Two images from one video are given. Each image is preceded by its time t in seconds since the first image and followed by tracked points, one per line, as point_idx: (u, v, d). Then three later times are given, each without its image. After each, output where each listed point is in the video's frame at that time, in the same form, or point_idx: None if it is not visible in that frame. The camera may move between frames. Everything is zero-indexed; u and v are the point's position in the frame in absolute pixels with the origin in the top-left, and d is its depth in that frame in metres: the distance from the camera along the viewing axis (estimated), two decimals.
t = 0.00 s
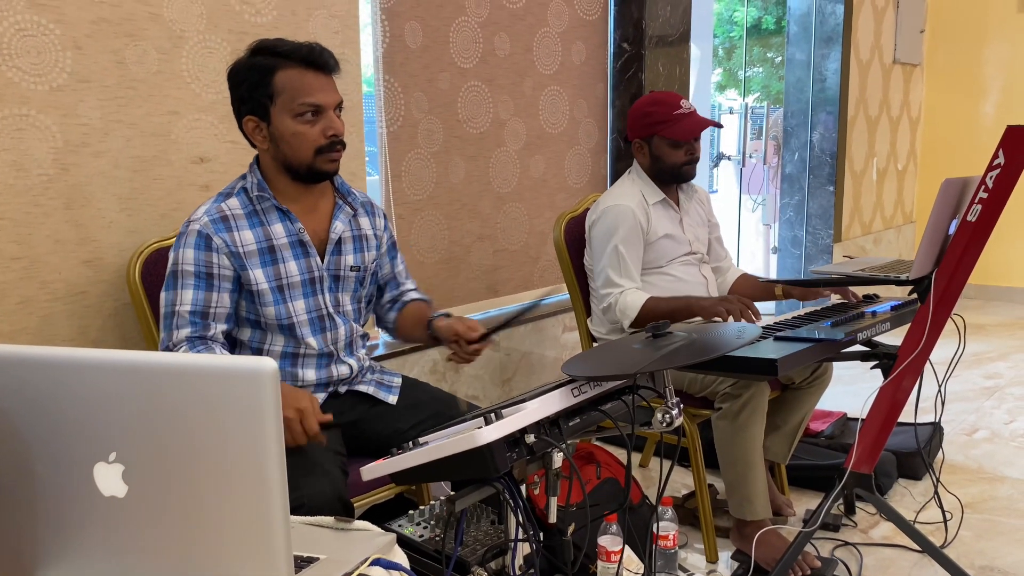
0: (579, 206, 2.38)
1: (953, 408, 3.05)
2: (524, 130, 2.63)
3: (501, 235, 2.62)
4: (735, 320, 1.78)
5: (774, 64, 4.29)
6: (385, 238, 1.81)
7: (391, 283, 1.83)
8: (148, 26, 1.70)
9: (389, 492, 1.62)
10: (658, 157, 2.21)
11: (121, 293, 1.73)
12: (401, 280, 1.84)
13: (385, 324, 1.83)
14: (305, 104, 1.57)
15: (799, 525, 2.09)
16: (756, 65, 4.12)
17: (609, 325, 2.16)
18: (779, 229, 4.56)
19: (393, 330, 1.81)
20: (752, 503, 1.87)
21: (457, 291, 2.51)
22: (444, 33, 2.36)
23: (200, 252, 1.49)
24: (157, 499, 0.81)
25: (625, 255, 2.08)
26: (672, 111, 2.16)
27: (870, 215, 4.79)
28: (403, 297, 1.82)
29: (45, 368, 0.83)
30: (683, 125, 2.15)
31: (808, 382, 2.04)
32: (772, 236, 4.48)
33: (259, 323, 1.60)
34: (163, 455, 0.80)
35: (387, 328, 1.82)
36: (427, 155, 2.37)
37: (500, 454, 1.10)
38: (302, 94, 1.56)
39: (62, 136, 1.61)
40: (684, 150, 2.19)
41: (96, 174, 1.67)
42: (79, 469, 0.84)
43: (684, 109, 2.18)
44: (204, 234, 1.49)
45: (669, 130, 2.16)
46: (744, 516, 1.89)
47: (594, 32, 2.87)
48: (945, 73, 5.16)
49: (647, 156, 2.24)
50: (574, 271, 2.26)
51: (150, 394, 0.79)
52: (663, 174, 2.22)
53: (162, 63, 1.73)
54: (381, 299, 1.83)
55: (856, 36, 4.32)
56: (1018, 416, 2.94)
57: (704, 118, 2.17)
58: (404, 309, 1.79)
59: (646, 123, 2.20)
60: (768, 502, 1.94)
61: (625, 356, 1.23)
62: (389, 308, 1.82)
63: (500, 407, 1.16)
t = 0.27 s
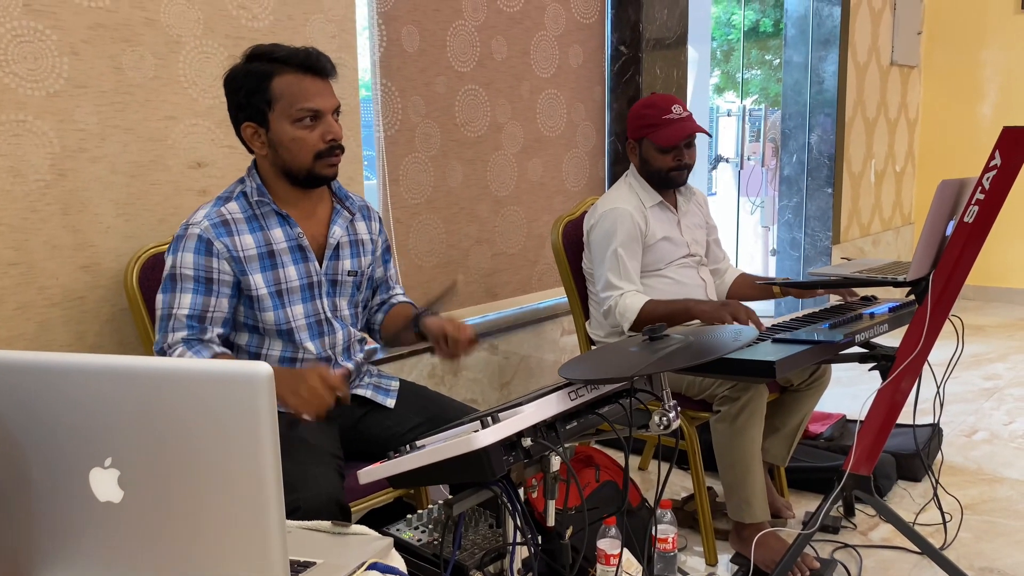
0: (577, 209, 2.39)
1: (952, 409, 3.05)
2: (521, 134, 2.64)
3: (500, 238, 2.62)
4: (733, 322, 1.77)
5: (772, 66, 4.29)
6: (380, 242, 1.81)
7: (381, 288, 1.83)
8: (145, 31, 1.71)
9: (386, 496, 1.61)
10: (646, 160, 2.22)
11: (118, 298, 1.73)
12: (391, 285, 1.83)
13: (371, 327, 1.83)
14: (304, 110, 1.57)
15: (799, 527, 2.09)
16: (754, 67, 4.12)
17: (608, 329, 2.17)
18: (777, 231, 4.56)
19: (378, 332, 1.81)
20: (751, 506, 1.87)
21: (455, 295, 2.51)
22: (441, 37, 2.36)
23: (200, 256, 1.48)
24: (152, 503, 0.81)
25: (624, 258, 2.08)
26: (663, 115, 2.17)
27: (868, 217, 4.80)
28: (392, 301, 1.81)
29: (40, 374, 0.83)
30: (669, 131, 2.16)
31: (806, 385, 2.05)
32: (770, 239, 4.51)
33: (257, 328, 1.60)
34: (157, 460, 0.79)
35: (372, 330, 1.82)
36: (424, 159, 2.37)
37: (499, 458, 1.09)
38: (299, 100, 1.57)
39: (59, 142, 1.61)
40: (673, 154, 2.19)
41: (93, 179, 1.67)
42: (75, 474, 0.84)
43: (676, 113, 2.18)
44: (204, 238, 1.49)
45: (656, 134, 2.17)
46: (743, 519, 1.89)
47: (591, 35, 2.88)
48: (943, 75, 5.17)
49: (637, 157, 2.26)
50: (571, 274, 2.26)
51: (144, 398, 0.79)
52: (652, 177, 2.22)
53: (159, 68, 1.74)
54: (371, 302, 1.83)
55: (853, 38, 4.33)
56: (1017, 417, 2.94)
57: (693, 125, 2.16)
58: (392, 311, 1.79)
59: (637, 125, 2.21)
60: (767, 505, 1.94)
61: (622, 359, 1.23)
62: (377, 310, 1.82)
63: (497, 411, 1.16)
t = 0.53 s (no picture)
0: (573, 210, 2.39)
1: (951, 409, 3.05)
2: (518, 135, 2.64)
3: (497, 240, 2.62)
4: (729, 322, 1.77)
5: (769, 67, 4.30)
6: (381, 239, 1.80)
7: (398, 283, 1.83)
8: (141, 34, 1.70)
9: (385, 499, 1.61)
10: (639, 160, 2.23)
11: (115, 301, 1.73)
12: (407, 279, 1.83)
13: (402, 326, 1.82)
14: (300, 110, 1.57)
15: (797, 527, 2.09)
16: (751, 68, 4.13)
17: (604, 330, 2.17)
18: (775, 232, 4.56)
19: (412, 332, 1.81)
20: (750, 506, 1.87)
21: (453, 296, 2.50)
22: (437, 39, 2.36)
23: (185, 258, 1.49)
24: (147, 506, 0.81)
25: (620, 259, 2.08)
26: (656, 116, 2.17)
27: (866, 217, 4.80)
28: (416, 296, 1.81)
29: (35, 376, 0.83)
30: (661, 132, 2.16)
31: (804, 385, 2.05)
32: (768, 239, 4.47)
33: (249, 329, 1.60)
34: (153, 462, 0.79)
35: (406, 329, 1.82)
36: (421, 161, 2.37)
37: (497, 460, 1.09)
38: (296, 100, 1.57)
39: (54, 145, 1.61)
40: (665, 155, 2.19)
41: (89, 182, 1.66)
42: (70, 477, 0.84)
43: (670, 115, 2.18)
44: (191, 240, 1.50)
45: (650, 135, 2.17)
46: (741, 519, 1.89)
47: (588, 36, 2.88)
48: (940, 74, 5.17)
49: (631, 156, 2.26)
50: (568, 275, 2.26)
51: (139, 400, 0.79)
52: (644, 177, 2.23)
53: (155, 71, 1.73)
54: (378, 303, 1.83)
55: (850, 38, 4.33)
56: (1016, 417, 2.94)
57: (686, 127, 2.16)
58: (423, 308, 1.79)
59: (633, 124, 2.22)
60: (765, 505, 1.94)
61: (619, 359, 1.22)
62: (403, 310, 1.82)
63: (494, 412, 1.16)
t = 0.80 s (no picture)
0: (569, 213, 2.40)
1: (946, 409, 3.06)
2: (513, 139, 2.64)
3: (493, 243, 2.63)
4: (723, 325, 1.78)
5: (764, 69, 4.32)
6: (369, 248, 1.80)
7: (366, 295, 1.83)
8: (136, 41, 1.71)
9: (382, 502, 1.62)
10: (634, 164, 2.23)
11: (112, 307, 1.74)
12: (376, 292, 1.84)
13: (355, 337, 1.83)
14: (297, 120, 1.57)
15: (793, 528, 2.10)
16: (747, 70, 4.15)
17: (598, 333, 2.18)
18: (770, 234, 4.57)
19: (364, 343, 1.81)
20: (745, 508, 1.88)
21: (449, 300, 2.51)
22: (432, 44, 2.37)
23: (204, 266, 1.48)
24: (144, 512, 0.81)
25: (611, 261, 2.09)
26: (653, 121, 2.17)
27: (861, 219, 4.82)
28: (377, 312, 1.82)
29: (32, 383, 0.84)
30: (658, 138, 2.16)
31: (799, 387, 2.06)
32: (763, 241, 4.53)
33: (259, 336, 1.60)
34: (149, 468, 0.80)
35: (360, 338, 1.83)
36: (417, 165, 2.37)
37: (491, 464, 1.10)
38: (293, 110, 1.57)
39: (51, 152, 1.61)
40: (661, 161, 2.20)
41: (86, 189, 1.67)
42: (66, 484, 0.84)
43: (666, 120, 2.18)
44: (205, 248, 1.49)
45: (647, 140, 2.18)
46: (736, 520, 1.90)
47: (582, 41, 2.89)
48: (934, 77, 5.19)
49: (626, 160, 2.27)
50: (564, 278, 2.27)
51: (136, 407, 0.79)
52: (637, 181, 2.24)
53: (151, 78, 1.74)
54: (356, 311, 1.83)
55: (844, 41, 4.35)
56: (1011, 417, 2.96)
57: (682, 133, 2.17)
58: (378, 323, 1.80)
59: (629, 128, 2.22)
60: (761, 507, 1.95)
61: (612, 362, 1.23)
62: (360, 321, 1.82)
63: (488, 416, 1.17)
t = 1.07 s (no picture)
0: (564, 223, 2.40)
1: (943, 417, 3.06)
2: (509, 150, 2.65)
3: (489, 253, 2.63)
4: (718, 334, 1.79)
5: (757, 78, 4.40)
6: (365, 256, 1.81)
7: (372, 300, 1.84)
8: (131, 54, 1.72)
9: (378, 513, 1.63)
10: (630, 175, 2.24)
11: (107, 319, 1.74)
12: (382, 297, 1.85)
13: (368, 344, 1.83)
14: (297, 139, 1.57)
15: (790, 538, 2.10)
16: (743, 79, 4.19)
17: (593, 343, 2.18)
18: (766, 242, 4.58)
19: (378, 352, 1.81)
20: (742, 517, 1.88)
21: (445, 310, 2.51)
22: (427, 55, 2.38)
23: (206, 278, 1.50)
24: (135, 525, 0.81)
25: (607, 271, 2.09)
26: (651, 133, 2.18)
27: (857, 227, 4.83)
28: (387, 318, 1.83)
29: (26, 398, 0.84)
30: (656, 150, 2.17)
31: (795, 397, 2.05)
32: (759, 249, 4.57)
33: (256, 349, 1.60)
34: (141, 481, 0.80)
35: (372, 349, 1.83)
36: (412, 176, 2.38)
37: (484, 476, 1.10)
38: (294, 129, 1.56)
39: (45, 165, 1.62)
40: (656, 173, 2.21)
41: (81, 202, 1.67)
42: (59, 498, 0.84)
43: (663, 132, 2.19)
44: (205, 260, 1.50)
45: (644, 151, 2.18)
46: (733, 530, 1.90)
47: (577, 51, 2.90)
48: (928, 85, 5.22)
49: (623, 170, 2.27)
50: (560, 288, 2.27)
51: (128, 421, 0.79)
52: (632, 191, 2.25)
53: (146, 90, 1.75)
54: (363, 318, 1.84)
55: (838, 50, 4.37)
56: (1008, 425, 2.96)
57: (677, 148, 2.18)
58: (391, 329, 1.80)
59: (625, 139, 2.22)
60: (757, 515, 1.95)
61: (607, 373, 1.23)
62: (372, 330, 1.83)
63: (482, 427, 1.17)
